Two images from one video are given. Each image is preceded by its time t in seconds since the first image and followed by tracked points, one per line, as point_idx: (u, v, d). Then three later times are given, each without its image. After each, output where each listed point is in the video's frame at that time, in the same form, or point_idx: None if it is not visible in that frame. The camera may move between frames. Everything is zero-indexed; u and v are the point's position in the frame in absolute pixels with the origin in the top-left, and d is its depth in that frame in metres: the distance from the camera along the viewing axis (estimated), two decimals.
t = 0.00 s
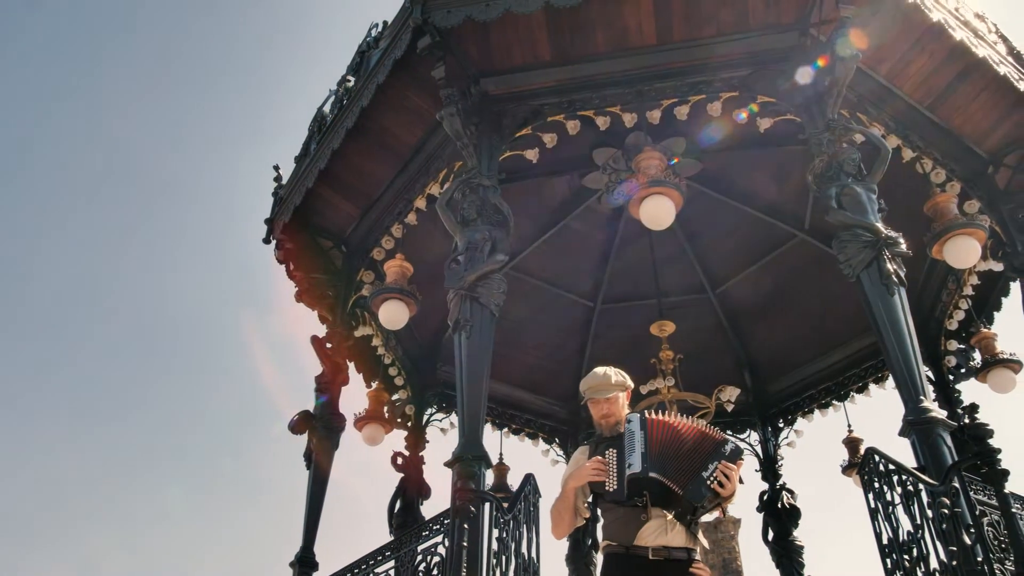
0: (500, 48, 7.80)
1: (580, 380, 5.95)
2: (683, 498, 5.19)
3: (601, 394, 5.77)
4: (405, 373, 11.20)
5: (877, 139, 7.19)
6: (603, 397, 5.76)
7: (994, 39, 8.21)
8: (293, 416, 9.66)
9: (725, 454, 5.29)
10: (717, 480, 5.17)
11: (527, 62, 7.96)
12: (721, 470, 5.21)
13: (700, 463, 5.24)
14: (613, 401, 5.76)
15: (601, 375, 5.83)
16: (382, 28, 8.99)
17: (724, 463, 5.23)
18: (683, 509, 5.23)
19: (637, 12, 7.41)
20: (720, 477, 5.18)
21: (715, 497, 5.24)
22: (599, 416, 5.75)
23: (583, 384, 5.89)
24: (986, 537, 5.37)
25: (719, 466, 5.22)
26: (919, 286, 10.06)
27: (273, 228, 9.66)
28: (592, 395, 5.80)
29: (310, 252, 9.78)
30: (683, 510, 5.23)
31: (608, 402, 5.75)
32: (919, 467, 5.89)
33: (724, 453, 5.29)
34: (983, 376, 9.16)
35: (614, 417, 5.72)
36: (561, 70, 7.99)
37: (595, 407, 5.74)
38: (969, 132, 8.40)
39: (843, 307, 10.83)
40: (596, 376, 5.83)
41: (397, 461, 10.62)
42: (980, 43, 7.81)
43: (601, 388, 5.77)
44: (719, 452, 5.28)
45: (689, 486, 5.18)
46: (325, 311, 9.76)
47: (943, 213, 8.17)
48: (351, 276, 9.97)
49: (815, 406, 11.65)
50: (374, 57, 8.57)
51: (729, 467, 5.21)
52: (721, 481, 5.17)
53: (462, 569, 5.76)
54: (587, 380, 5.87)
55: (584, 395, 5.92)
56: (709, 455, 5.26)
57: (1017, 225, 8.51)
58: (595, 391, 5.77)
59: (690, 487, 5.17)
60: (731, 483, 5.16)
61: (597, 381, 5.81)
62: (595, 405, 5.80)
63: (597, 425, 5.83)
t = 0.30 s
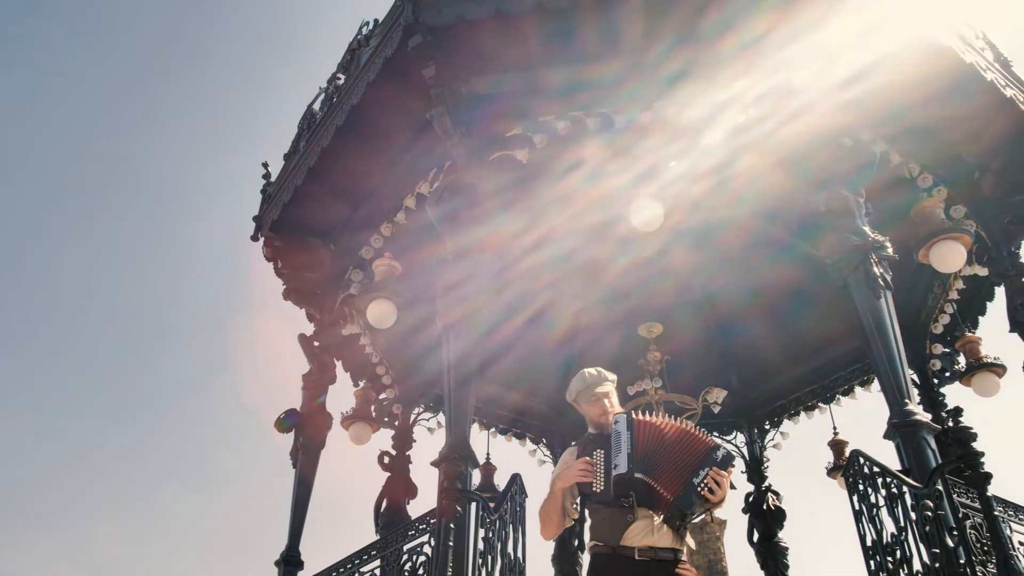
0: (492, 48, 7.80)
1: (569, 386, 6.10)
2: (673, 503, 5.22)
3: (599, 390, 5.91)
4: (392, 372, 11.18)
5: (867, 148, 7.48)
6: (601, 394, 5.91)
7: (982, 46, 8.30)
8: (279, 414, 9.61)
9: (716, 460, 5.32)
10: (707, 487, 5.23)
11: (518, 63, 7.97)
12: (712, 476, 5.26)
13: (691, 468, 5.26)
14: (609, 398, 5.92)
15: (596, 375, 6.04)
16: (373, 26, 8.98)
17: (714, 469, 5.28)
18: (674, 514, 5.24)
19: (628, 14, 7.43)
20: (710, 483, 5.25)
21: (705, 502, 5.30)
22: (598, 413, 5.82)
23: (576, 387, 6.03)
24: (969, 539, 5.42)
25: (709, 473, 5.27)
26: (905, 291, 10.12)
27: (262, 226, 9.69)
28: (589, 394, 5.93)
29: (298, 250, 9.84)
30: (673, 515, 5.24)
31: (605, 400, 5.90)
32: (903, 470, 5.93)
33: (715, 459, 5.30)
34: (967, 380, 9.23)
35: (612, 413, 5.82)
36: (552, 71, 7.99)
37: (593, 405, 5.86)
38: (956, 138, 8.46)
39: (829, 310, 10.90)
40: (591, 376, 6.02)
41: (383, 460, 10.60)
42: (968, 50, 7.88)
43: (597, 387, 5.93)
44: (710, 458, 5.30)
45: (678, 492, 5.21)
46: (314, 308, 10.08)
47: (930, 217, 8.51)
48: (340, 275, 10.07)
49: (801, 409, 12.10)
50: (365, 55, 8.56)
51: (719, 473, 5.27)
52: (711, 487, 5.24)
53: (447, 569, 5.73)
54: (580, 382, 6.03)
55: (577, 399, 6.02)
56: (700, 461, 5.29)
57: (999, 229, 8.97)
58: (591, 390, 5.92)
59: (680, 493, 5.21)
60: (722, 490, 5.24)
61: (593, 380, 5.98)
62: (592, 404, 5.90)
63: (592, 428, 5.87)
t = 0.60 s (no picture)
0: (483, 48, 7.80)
1: (563, 383, 6.00)
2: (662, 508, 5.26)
3: (595, 388, 5.86)
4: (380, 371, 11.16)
5: (855, 155, 7.53)
6: (597, 392, 5.86)
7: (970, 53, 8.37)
8: (266, 412, 9.58)
9: (709, 467, 5.34)
10: (698, 495, 5.29)
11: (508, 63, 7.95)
12: (704, 485, 5.31)
13: (681, 475, 5.31)
14: (604, 396, 5.88)
15: (591, 373, 5.98)
16: (364, 24, 8.97)
17: (706, 477, 5.32)
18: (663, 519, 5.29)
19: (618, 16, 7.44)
20: (702, 491, 5.30)
21: (693, 507, 5.41)
22: (595, 410, 5.75)
23: (571, 384, 5.94)
24: (951, 541, 5.45)
25: (701, 480, 5.31)
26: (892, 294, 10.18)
27: (251, 222, 9.65)
28: (584, 391, 5.86)
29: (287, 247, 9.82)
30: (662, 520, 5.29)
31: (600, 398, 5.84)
32: (888, 471, 5.96)
33: (709, 467, 5.32)
34: (952, 383, 9.29)
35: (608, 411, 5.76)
36: (542, 71, 7.99)
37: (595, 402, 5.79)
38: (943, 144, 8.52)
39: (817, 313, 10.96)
40: (587, 374, 5.96)
41: (370, 458, 10.59)
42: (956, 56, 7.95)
43: (592, 385, 5.87)
44: (703, 466, 5.32)
45: (667, 498, 5.25)
46: (301, 305, 10.02)
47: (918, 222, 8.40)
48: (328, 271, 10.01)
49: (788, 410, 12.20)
50: (355, 53, 8.54)
51: (712, 481, 5.32)
52: (702, 495, 5.31)
53: (433, 567, 5.74)
54: (575, 378, 5.96)
55: (571, 396, 5.93)
56: (692, 469, 5.31)
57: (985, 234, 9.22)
58: (587, 387, 5.86)
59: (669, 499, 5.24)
60: (712, 498, 5.32)
61: (589, 377, 5.93)
62: (587, 402, 5.83)
63: (586, 424, 5.77)
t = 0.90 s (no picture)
0: (473, 47, 7.78)
1: (554, 381, 6.00)
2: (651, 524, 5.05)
3: (589, 386, 5.86)
4: (366, 369, 11.13)
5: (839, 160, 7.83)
6: (590, 390, 5.87)
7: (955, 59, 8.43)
8: (251, 409, 9.52)
9: (702, 483, 5.15)
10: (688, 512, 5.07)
11: (498, 62, 7.94)
12: (696, 502, 5.10)
13: (672, 490, 5.14)
14: (597, 394, 5.90)
15: (583, 371, 5.97)
16: (354, 21, 8.95)
17: (698, 493, 5.12)
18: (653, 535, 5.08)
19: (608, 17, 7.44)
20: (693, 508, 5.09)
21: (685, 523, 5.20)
22: (588, 409, 5.78)
23: (564, 382, 5.92)
24: (932, 544, 5.50)
25: (693, 497, 5.12)
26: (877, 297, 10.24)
27: (237, 219, 9.60)
28: (578, 389, 5.86)
29: (274, 245, 9.86)
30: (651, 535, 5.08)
31: (593, 396, 5.86)
32: (870, 474, 6.00)
33: (701, 482, 5.15)
34: (935, 387, 9.36)
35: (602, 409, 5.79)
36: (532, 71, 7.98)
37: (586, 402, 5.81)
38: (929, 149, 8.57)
39: (802, 316, 11.01)
40: (580, 371, 5.94)
41: (355, 457, 10.56)
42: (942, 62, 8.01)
43: (586, 383, 5.87)
44: (695, 481, 5.15)
45: (655, 513, 5.06)
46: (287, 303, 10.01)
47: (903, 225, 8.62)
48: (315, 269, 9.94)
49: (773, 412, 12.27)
50: (345, 50, 8.51)
51: (705, 498, 5.11)
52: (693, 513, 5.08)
53: (417, 567, 5.70)
54: (568, 376, 5.93)
55: (563, 394, 5.93)
56: (684, 484, 5.14)
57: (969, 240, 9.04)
58: (580, 386, 5.85)
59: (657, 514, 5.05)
60: (704, 515, 5.09)
61: (582, 375, 5.91)
62: (580, 400, 5.84)
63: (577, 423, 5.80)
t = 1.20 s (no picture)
0: (464, 47, 7.76)
1: (548, 378, 5.96)
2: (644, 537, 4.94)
3: (581, 385, 5.85)
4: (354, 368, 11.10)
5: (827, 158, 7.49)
6: (581, 388, 5.86)
7: (943, 64, 8.46)
8: (237, 407, 9.47)
9: (695, 494, 5.03)
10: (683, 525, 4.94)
11: (488, 62, 7.93)
12: (690, 514, 4.98)
13: (666, 503, 5.03)
14: (589, 394, 5.91)
15: (577, 369, 5.93)
16: (345, 19, 8.93)
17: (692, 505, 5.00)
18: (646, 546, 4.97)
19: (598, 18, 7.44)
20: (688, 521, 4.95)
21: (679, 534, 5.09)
22: (579, 408, 5.78)
23: (556, 380, 5.90)
24: (916, 545, 5.54)
25: (687, 508, 4.99)
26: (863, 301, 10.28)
27: (225, 216, 9.54)
28: (569, 388, 5.85)
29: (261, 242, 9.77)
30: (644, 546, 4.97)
31: (584, 394, 5.87)
32: (855, 476, 6.04)
33: (694, 493, 5.02)
34: (920, 390, 9.43)
35: (593, 409, 5.81)
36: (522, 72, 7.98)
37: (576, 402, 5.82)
38: (917, 153, 8.63)
39: (789, 319, 11.04)
40: (572, 369, 5.89)
41: (342, 456, 10.53)
42: (930, 68, 8.05)
43: (578, 381, 5.84)
44: (690, 493, 5.02)
45: (649, 525, 4.96)
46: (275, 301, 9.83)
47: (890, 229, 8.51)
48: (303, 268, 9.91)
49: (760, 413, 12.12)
50: (335, 48, 8.49)
51: (699, 510, 4.98)
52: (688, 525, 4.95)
53: (402, 569, 5.70)
54: (561, 375, 5.90)
55: (555, 392, 5.91)
56: (678, 496, 5.02)
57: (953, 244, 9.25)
58: (572, 385, 5.82)
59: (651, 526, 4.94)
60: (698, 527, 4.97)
61: (575, 374, 5.87)
62: (572, 399, 5.84)
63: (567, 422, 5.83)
